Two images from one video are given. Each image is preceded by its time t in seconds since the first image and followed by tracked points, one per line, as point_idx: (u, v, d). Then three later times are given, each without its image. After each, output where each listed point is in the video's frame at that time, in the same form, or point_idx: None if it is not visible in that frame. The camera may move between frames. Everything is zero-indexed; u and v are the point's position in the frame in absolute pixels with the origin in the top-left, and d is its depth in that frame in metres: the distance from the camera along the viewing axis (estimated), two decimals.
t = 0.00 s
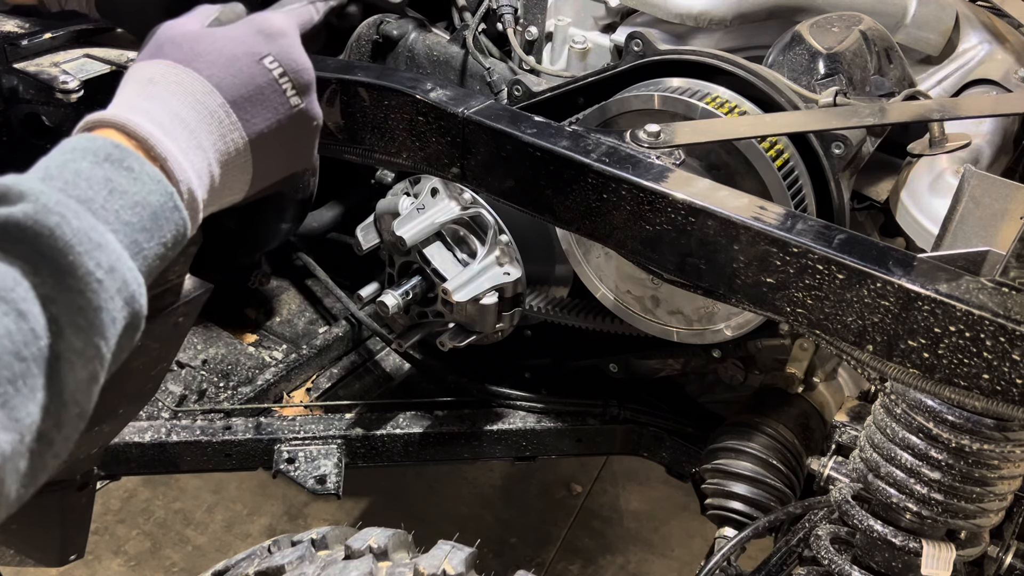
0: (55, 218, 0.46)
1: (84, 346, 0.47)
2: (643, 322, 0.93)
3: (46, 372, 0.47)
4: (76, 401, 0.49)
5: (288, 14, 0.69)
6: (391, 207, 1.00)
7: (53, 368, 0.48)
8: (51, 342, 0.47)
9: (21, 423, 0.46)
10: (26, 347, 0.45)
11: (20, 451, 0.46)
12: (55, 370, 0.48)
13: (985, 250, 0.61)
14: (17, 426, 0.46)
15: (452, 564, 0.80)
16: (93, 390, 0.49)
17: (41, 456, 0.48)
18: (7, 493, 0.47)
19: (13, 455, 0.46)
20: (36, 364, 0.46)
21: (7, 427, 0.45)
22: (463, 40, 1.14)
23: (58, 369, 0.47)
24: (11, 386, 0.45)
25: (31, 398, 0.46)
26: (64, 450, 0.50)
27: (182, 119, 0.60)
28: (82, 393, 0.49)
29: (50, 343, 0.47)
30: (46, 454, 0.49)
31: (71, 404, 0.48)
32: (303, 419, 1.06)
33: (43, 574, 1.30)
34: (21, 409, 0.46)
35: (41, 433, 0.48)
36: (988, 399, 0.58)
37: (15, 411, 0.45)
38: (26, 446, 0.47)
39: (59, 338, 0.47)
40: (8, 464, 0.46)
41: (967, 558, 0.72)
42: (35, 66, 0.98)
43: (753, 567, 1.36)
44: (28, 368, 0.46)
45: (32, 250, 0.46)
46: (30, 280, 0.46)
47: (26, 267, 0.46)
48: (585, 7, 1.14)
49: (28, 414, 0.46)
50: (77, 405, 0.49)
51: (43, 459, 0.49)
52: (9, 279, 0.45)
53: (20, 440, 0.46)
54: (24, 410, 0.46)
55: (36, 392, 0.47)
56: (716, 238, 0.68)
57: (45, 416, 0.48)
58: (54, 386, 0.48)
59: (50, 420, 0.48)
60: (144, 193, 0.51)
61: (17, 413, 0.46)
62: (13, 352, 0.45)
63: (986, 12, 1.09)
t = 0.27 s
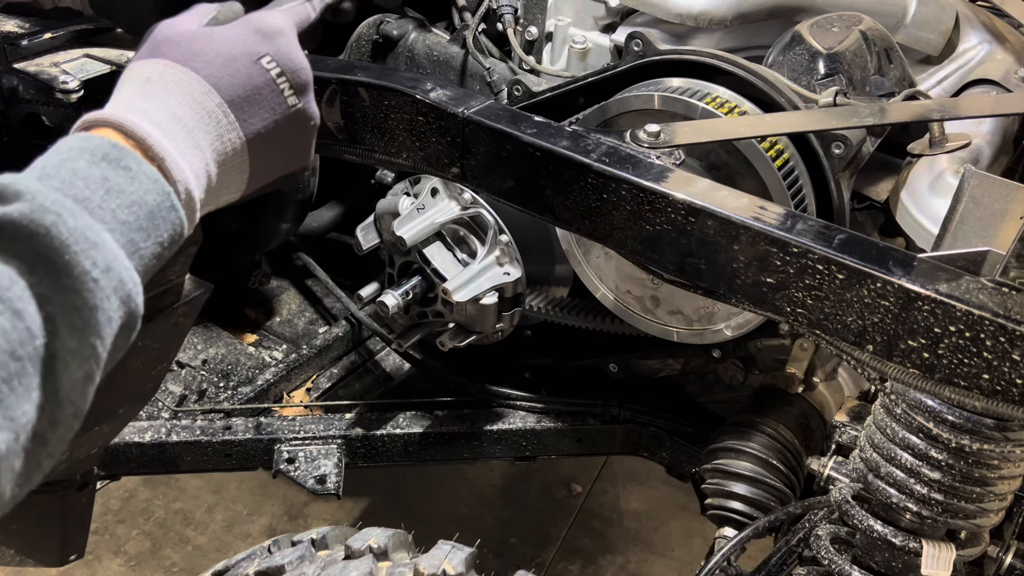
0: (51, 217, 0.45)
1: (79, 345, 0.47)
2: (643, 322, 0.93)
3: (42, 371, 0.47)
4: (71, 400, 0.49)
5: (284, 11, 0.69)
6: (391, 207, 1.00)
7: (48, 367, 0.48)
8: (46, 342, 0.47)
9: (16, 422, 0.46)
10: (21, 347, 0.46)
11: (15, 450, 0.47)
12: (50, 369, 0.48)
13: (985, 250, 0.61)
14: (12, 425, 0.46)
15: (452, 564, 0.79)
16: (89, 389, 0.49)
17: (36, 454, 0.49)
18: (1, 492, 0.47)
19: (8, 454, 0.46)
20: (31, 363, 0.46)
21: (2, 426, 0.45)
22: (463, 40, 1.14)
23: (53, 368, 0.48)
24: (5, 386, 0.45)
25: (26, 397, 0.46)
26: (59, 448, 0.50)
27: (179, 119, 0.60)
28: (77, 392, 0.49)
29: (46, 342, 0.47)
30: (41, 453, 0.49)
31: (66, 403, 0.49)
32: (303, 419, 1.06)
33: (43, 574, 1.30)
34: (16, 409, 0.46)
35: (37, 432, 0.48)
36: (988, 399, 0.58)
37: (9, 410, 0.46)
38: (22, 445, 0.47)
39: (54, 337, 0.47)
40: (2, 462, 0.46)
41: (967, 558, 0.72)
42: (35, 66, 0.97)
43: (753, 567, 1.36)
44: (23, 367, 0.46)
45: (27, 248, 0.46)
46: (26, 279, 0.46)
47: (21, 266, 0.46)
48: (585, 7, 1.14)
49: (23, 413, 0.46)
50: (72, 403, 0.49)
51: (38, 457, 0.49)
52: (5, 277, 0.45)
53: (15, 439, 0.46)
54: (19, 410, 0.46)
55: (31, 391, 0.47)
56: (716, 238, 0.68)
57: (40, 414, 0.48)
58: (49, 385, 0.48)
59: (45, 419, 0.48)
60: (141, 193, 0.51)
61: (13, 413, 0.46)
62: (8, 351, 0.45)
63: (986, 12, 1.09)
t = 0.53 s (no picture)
0: (62, 227, 0.45)
1: (84, 354, 0.48)
2: (643, 323, 0.93)
3: (46, 379, 0.47)
4: (74, 408, 0.49)
5: (295, 26, 0.69)
6: (391, 207, 1.00)
7: (52, 375, 0.48)
8: (52, 350, 0.47)
9: (19, 429, 0.46)
10: (26, 355, 0.46)
11: (16, 457, 0.47)
12: (55, 377, 0.48)
13: (985, 250, 0.61)
14: (14, 432, 0.46)
15: (452, 564, 0.79)
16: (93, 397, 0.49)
17: (38, 461, 0.49)
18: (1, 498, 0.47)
19: (9, 461, 0.46)
20: (35, 372, 0.47)
21: (5, 433, 0.46)
22: (463, 40, 1.14)
23: (58, 377, 0.48)
24: (9, 393, 0.46)
25: (29, 405, 0.47)
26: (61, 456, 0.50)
27: (193, 131, 0.60)
28: (81, 400, 0.49)
29: (51, 350, 0.47)
30: (43, 459, 0.49)
31: (70, 412, 0.49)
32: (303, 419, 1.06)
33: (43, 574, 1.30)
34: (19, 416, 0.46)
35: (40, 439, 0.48)
36: (988, 399, 0.58)
37: (12, 418, 0.46)
38: (24, 452, 0.47)
39: (60, 346, 0.47)
40: (4, 469, 0.46)
41: (967, 558, 0.72)
42: (35, 66, 0.99)
43: (753, 567, 1.36)
44: (27, 375, 0.46)
45: (35, 257, 0.46)
46: (33, 287, 0.46)
47: (29, 273, 0.46)
48: (585, 7, 1.14)
49: (26, 420, 0.47)
50: (77, 412, 0.49)
51: (40, 463, 0.49)
52: (12, 286, 0.45)
53: (17, 446, 0.46)
54: (22, 417, 0.46)
55: (35, 399, 0.47)
56: (715, 238, 0.68)
57: (44, 422, 0.48)
58: (53, 393, 0.48)
59: (49, 427, 0.48)
60: (152, 204, 0.51)
61: (15, 420, 0.46)
62: (13, 359, 0.45)
63: (986, 12, 1.09)
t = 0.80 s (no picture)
0: (68, 232, 0.45)
1: (87, 359, 0.47)
2: (643, 323, 0.93)
3: (49, 384, 0.47)
4: (77, 414, 0.48)
5: (306, 19, 0.68)
6: (391, 207, 1.00)
7: (55, 380, 0.48)
8: (56, 355, 0.47)
9: (19, 434, 0.46)
10: (29, 360, 0.46)
11: (17, 462, 0.47)
12: (58, 382, 0.48)
13: (985, 250, 0.61)
14: (15, 437, 0.46)
15: (452, 564, 0.79)
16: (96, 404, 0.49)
17: (39, 466, 0.48)
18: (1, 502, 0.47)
19: (10, 466, 0.46)
20: (38, 376, 0.47)
21: (6, 438, 0.46)
22: (463, 40, 1.14)
23: (61, 382, 0.48)
24: (10, 398, 0.46)
25: (31, 409, 0.47)
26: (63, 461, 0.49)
27: (201, 136, 0.60)
28: (84, 407, 0.48)
29: (55, 355, 0.47)
30: (44, 465, 0.49)
31: (72, 417, 0.48)
32: (304, 419, 1.06)
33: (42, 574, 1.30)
34: (20, 422, 0.46)
35: (41, 444, 0.48)
36: (988, 399, 0.58)
37: (13, 422, 0.46)
38: (25, 457, 0.47)
39: (63, 351, 0.47)
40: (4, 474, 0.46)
41: (967, 558, 0.72)
42: (35, 66, 0.97)
43: (753, 567, 1.36)
44: (30, 381, 0.46)
45: (41, 261, 0.46)
46: (38, 292, 0.47)
47: (34, 278, 0.46)
48: (585, 7, 1.14)
49: (27, 425, 0.46)
50: (80, 418, 0.49)
51: (41, 469, 0.49)
52: (17, 290, 0.46)
53: (17, 451, 0.46)
54: (24, 422, 0.46)
55: (37, 404, 0.47)
56: (715, 238, 0.68)
57: (45, 427, 0.48)
58: (56, 398, 0.48)
59: (51, 432, 0.48)
60: (159, 209, 0.51)
61: (15, 425, 0.46)
62: (15, 364, 0.45)
63: (986, 13, 1.09)
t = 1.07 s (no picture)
0: (61, 223, 0.46)
1: (84, 349, 0.47)
2: (643, 323, 0.93)
3: (47, 374, 0.47)
4: (76, 403, 0.49)
5: (290, 16, 0.69)
6: (391, 207, 1.00)
7: (54, 370, 0.48)
8: (53, 345, 0.47)
9: (19, 423, 0.46)
10: (26, 349, 0.46)
11: (17, 451, 0.47)
12: (56, 373, 0.48)
13: (985, 250, 0.61)
14: (15, 426, 0.46)
15: (452, 564, 0.79)
16: (95, 392, 0.49)
17: (40, 456, 0.48)
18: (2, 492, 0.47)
19: (10, 455, 0.46)
20: (36, 365, 0.47)
21: (6, 427, 0.46)
22: (463, 40, 1.14)
23: (59, 372, 0.48)
24: (9, 387, 0.46)
25: (30, 399, 0.47)
26: (62, 451, 0.50)
27: (192, 129, 0.60)
28: (82, 395, 0.49)
29: (52, 345, 0.47)
30: (45, 455, 0.49)
31: (71, 407, 0.48)
32: (303, 419, 1.06)
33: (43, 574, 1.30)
34: (19, 411, 0.46)
35: (41, 434, 0.48)
36: (988, 399, 0.58)
37: (12, 412, 0.46)
38: (25, 447, 0.47)
39: (60, 340, 0.47)
40: (4, 464, 0.46)
41: (967, 558, 0.72)
42: (35, 66, 0.98)
43: (753, 567, 1.36)
44: (28, 370, 0.46)
45: (36, 252, 0.46)
46: (34, 283, 0.46)
47: (29, 268, 0.46)
48: (585, 7, 1.14)
49: (27, 415, 0.46)
50: (79, 407, 0.49)
51: (42, 459, 0.49)
52: (12, 280, 0.46)
53: (17, 441, 0.46)
54: (22, 412, 0.46)
55: (36, 393, 0.47)
56: (715, 239, 0.68)
57: (45, 417, 0.48)
58: (55, 388, 0.48)
59: (51, 422, 0.48)
60: (151, 201, 0.51)
61: (15, 414, 0.46)
62: (13, 353, 0.45)
63: (987, 12, 1.09)
